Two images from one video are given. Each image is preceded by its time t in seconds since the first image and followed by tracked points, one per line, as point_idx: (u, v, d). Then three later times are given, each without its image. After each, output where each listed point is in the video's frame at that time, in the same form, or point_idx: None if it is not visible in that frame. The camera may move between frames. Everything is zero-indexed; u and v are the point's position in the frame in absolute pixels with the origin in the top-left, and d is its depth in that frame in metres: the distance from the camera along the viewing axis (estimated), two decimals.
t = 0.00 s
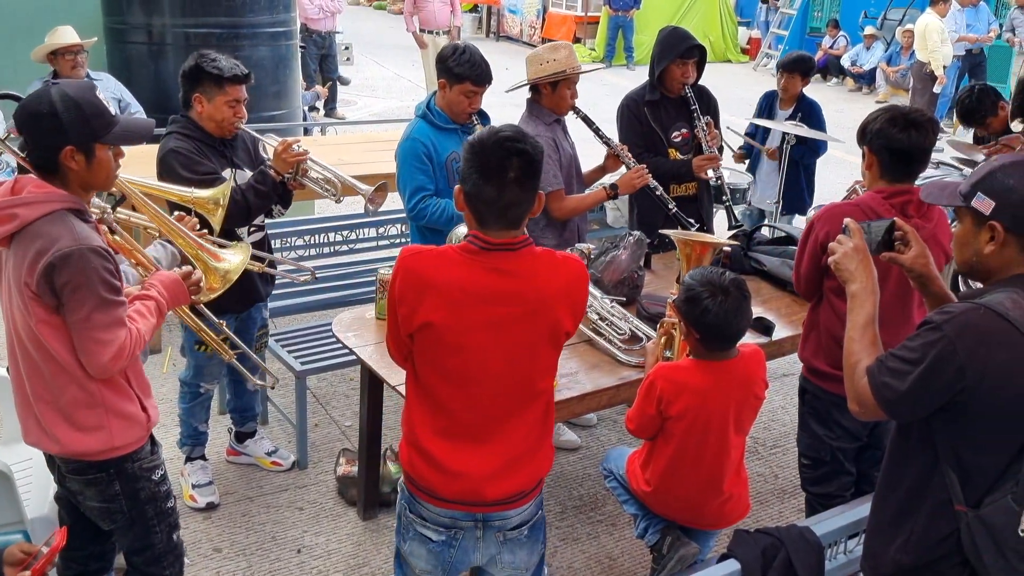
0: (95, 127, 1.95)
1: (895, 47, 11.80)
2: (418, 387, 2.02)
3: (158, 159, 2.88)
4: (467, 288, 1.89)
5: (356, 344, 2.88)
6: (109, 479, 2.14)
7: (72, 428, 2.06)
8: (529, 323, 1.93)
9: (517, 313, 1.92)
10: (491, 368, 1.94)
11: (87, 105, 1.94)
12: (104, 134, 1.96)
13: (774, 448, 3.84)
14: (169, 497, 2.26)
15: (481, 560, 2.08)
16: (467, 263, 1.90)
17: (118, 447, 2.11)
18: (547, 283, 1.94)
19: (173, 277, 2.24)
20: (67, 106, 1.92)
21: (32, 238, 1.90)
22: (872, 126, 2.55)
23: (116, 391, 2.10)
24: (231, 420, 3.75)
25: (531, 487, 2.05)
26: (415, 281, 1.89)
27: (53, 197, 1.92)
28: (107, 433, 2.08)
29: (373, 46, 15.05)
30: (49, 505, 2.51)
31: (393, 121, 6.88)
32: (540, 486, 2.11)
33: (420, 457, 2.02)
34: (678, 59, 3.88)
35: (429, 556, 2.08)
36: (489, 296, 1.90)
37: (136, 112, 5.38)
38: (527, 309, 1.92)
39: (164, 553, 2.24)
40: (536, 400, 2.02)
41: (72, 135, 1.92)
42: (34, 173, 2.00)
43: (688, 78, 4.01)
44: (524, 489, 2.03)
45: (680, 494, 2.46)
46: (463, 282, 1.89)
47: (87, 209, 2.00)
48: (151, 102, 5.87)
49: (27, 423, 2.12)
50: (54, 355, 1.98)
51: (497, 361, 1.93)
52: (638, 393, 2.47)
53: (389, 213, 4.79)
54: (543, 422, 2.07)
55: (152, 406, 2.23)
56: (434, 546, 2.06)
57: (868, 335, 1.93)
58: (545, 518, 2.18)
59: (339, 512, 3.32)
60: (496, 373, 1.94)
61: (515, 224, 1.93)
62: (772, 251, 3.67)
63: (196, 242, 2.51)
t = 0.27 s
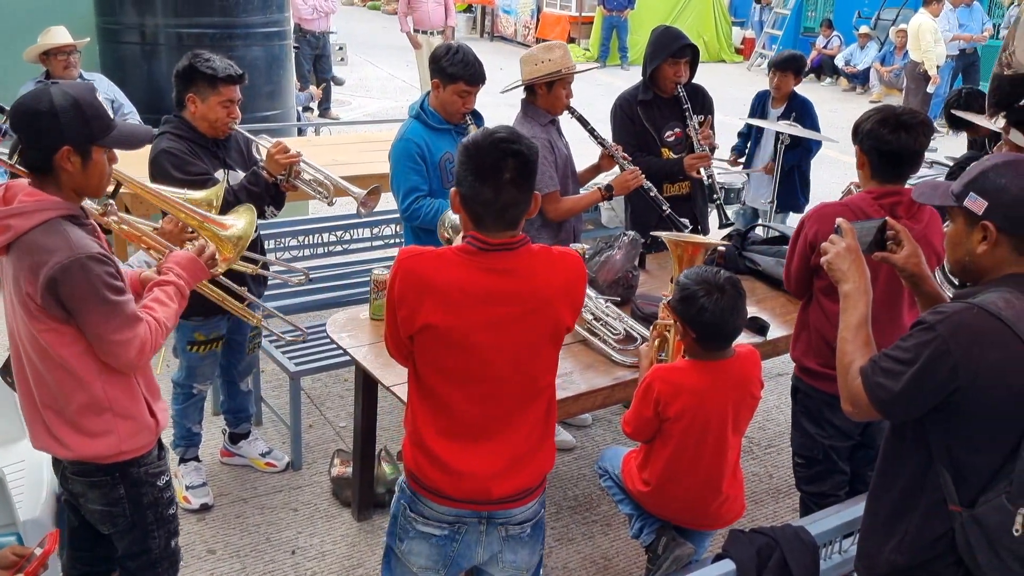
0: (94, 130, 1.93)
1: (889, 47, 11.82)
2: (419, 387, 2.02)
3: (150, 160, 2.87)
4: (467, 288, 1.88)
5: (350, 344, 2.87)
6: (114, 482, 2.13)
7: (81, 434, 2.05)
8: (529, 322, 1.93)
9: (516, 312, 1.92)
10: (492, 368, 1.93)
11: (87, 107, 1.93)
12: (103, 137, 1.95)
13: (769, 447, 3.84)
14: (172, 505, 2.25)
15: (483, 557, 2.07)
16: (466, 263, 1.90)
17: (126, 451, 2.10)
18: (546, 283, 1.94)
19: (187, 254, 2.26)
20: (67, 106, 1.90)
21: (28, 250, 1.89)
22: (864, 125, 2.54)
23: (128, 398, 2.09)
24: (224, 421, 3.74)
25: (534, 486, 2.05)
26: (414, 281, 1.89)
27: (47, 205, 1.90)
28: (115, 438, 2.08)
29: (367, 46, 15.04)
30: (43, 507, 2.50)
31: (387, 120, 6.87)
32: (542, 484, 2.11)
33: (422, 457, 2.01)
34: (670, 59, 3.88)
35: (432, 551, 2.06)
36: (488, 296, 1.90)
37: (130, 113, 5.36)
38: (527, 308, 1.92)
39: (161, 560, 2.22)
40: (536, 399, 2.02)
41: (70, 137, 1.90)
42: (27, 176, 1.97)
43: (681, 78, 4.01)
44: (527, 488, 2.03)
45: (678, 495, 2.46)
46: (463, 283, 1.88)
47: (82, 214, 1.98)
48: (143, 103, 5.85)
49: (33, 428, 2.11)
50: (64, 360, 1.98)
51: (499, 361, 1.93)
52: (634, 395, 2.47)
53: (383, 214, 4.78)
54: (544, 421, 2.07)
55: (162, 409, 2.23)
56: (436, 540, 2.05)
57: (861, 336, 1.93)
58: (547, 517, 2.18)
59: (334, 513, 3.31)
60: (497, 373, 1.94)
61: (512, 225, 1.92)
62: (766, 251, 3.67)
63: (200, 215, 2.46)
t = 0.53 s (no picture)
0: (94, 134, 1.92)
1: (883, 47, 11.84)
2: (413, 387, 2.02)
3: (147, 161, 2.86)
4: (461, 290, 1.88)
5: (345, 345, 2.86)
6: (117, 487, 2.13)
7: (87, 438, 2.06)
8: (524, 322, 1.93)
9: (510, 311, 1.92)
10: (486, 367, 1.93)
11: (89, 111, 1.92)
12: (102, 142, 1.94)
13: (765, 447, 3.85)
14: (169, 511, 2.26)
15: (480, 553, 2.09)
16: (460, 265, 1.90)
17: (132, 454, 2.11)
18: (540, 283, 1.94)
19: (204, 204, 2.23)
20: (67, 108, 1.90)
21: (27, 258, 1.88)
22: (857, 125, 2.55)
23: (135, 401, 2.09)
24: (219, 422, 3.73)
25: (529, 484, 2.05)
26: (407, 281, 1.88)
27: (44, 210, 1.89)
28: (122, 440, 2.08)
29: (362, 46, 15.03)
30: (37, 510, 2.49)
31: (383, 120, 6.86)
32: (538, 482, 2.11)
33: (420, 456, 2.01)
34: (664, 59, 3.90)
35: (428, 547, 2.06)
36: (483, 297, 1.90)
37: (124, 113, 5.35)
38: (521, 309, 1.92)
39: (151, 563, 2.22)
40: (530, 398, 2.02)
41: (69, 139, 1.89)
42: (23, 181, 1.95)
43: (675, 79, 4.03)
44: (523, 486, 2.04)
45: (676, 495, 2.46)
46: (456, 284, 1.88)
47: (81, 218, 1.96)
48: (138, 103, 5.84)
49: (36, 429, 2.10)
50: (76, 363, 1.99)
51: (493, 360, 1.93)
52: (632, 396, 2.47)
53: (378, 214, 4.78)
54: (538, 420, 2.07)
55: (165, 412, 2.24)
56: (433, 535, 2.05)
57: (856, 336, 1.94)
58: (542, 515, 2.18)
59: (329, 514, 3.31)
60: (491, 372, 1.94)
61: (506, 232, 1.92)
62: (762, 251, 3.67)
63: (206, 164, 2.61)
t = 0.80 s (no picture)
0: (82, 134, 1.90)
1: (878, 47, 11.87)
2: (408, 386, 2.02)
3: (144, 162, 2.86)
4: (453, 290, 1.88)
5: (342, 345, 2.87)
6: (119, 492, 2.12)
7: (90, 438, 2.05)
8: (517, 322, 1.94)
9: (503, 311, 1.92)
10: (480, 367, 1.94)
11: (74, 110, 1.91)
12: (92, 142, 1.92)
13: (760, 447, 3.85)
14: (168, 516, 2.25)
15: (476, 551, 2.09)
16: (452, 265, 1.90)
17: (137, 452, 2.10)
18: (533, 283, 1.95)
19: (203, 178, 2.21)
20: (52, 110, 1.88)
21: (30, 260, 1.88)
22: (850, 127, 2.55)
23: (141, 398, 2.09)
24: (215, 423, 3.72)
25: (525, 482, 2.06)
26: (400, 282, 1.88)
27: (41, 214, 1.88)
28: (126, 439, 2.07)
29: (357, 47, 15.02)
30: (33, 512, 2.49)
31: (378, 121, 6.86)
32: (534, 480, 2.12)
33: (417, 456, 2.01)
34: (661, 62, 3.92)
35: (424, 545, 2.06)
36: (476, 297, 1.90)
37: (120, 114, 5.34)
38: (514, 308, 1.93)
39: (146, 566, 2.22)
40: (525, 397, 2.03)
41: (58, 141, 1.88)
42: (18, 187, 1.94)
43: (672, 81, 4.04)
44: (519, 484, 2.04)
45: (672, 493, 2.46)
46: (448, 285, 1.89)
47: (82, 217, 1.95)
48: (133, 104, 5.83)
49: (40, 431, 2.12)
50: (88, 362, 1.99)
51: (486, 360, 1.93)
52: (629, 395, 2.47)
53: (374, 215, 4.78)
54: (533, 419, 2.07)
55: (172, 412, 2.22)
56: (429, 533, 2.05)
57: (851, 337, 1.94)
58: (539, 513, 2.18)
59: (326, 515, 3.31)
60: (485, 372, 1.94)
61: (498, 237, 1.91)
62: (758, 251, 3.68)
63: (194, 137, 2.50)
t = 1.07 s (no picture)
0: (70, 131, 1.90)
1: (875, 47, 11.88)
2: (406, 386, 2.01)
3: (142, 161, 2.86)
4: (450, 290, 1.88)
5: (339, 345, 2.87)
6: (121, 492, 2.12)
7: (91, 433, 2.05)
8: (514, 322, 1.93)
9: (501, 311, 1.92)
10: (477, 367, 1.93)
11: (59, 108, 1.90)
12: (80, 138, 1.92)
13: (758, 447, 3.85)
14: (169, 518, 2.25)
15: (475, 551, 2.08)
16: (448, 265, 1.89)
17: (138, 449, 2.09)
18: (530, 283, 1.94)
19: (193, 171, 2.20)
20: (37, 110, 1.88)
21: (27, 258, 1.88)
22: (846, 129, 2.55)
23: (144, 394, 2.08)
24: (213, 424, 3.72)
25: (523, 481, 2.06)
26: (397, 282, 1.88)
27: (31, 212, 1.87)
28: (127, 435, 2.06)
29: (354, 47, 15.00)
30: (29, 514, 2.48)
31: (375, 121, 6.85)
32: (532, 479, 2.12)
33: (415, 455, 2.01)
34: (660, 62, 3.91)
35: (423, 546, 2.06)
36: (472, 297, 1.90)
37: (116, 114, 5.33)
38: (511, 308, 1.93)
39: (145, 567, 2.21)
40: (522, 396, 2.03)
41: (48, 140, 1.88)
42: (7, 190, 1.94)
43: (671, 82, 4.04)
44: (517, 483, 2.04)
45: (673, 493, 2.46)
46: (445, 285, 1.89)
47: (75, 213, 1.95)
48: (130, 104, 5.82)
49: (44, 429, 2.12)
50: (90, 357, 1.98)
51: (484, 360, 1.93)
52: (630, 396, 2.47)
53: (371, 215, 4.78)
54: (530, 418, 2.07)
55: (175, 407, 2.21)
56: (428, 534, 2.05)
57: (848, 337, 1.94)
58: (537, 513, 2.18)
59: (324, 515, 3.30)
60: (482, 372, 1.94)
61: (493, 236, 1.91)
62: (756, 250, 3.68)
63: (182, 133, 2.51)
